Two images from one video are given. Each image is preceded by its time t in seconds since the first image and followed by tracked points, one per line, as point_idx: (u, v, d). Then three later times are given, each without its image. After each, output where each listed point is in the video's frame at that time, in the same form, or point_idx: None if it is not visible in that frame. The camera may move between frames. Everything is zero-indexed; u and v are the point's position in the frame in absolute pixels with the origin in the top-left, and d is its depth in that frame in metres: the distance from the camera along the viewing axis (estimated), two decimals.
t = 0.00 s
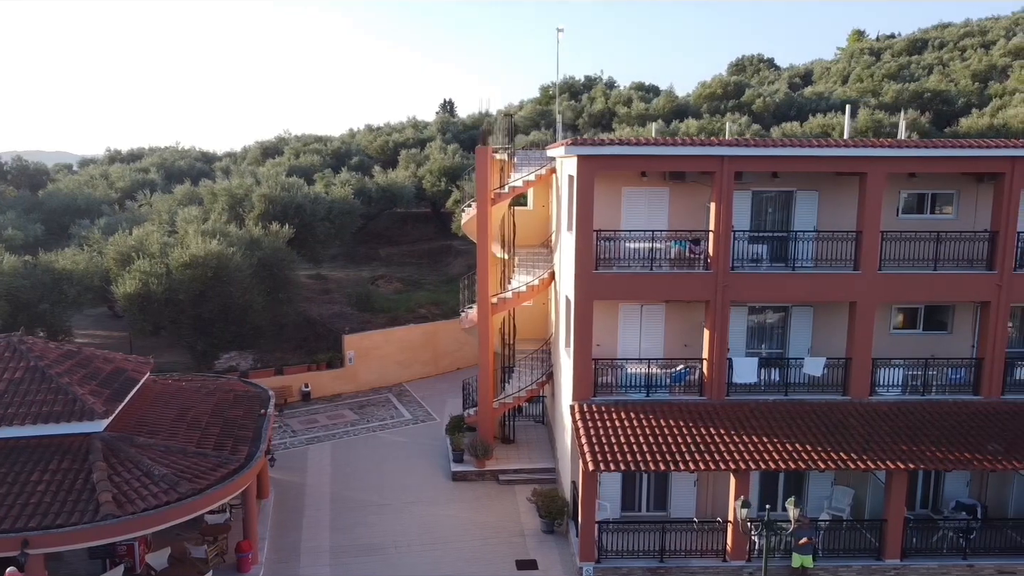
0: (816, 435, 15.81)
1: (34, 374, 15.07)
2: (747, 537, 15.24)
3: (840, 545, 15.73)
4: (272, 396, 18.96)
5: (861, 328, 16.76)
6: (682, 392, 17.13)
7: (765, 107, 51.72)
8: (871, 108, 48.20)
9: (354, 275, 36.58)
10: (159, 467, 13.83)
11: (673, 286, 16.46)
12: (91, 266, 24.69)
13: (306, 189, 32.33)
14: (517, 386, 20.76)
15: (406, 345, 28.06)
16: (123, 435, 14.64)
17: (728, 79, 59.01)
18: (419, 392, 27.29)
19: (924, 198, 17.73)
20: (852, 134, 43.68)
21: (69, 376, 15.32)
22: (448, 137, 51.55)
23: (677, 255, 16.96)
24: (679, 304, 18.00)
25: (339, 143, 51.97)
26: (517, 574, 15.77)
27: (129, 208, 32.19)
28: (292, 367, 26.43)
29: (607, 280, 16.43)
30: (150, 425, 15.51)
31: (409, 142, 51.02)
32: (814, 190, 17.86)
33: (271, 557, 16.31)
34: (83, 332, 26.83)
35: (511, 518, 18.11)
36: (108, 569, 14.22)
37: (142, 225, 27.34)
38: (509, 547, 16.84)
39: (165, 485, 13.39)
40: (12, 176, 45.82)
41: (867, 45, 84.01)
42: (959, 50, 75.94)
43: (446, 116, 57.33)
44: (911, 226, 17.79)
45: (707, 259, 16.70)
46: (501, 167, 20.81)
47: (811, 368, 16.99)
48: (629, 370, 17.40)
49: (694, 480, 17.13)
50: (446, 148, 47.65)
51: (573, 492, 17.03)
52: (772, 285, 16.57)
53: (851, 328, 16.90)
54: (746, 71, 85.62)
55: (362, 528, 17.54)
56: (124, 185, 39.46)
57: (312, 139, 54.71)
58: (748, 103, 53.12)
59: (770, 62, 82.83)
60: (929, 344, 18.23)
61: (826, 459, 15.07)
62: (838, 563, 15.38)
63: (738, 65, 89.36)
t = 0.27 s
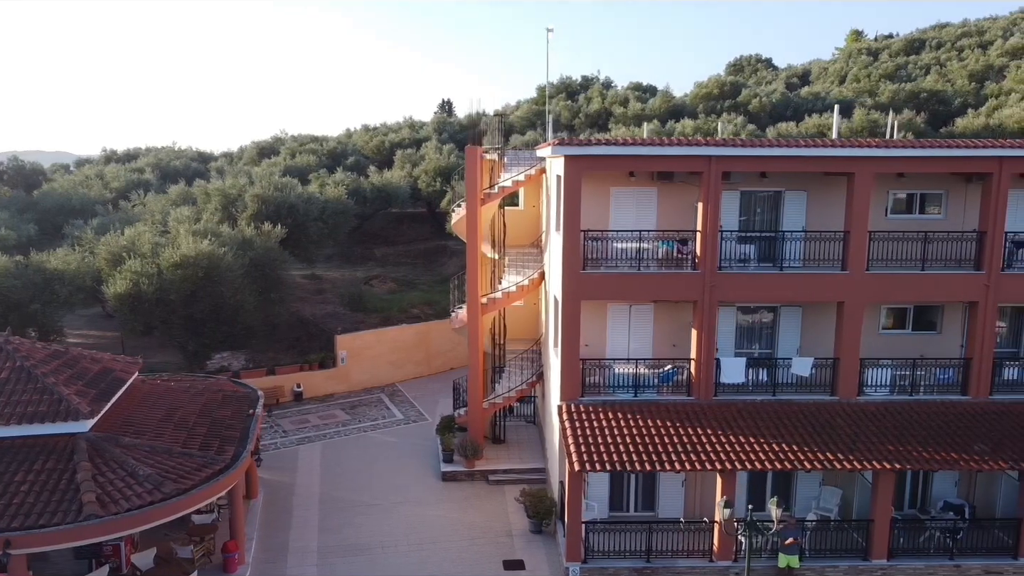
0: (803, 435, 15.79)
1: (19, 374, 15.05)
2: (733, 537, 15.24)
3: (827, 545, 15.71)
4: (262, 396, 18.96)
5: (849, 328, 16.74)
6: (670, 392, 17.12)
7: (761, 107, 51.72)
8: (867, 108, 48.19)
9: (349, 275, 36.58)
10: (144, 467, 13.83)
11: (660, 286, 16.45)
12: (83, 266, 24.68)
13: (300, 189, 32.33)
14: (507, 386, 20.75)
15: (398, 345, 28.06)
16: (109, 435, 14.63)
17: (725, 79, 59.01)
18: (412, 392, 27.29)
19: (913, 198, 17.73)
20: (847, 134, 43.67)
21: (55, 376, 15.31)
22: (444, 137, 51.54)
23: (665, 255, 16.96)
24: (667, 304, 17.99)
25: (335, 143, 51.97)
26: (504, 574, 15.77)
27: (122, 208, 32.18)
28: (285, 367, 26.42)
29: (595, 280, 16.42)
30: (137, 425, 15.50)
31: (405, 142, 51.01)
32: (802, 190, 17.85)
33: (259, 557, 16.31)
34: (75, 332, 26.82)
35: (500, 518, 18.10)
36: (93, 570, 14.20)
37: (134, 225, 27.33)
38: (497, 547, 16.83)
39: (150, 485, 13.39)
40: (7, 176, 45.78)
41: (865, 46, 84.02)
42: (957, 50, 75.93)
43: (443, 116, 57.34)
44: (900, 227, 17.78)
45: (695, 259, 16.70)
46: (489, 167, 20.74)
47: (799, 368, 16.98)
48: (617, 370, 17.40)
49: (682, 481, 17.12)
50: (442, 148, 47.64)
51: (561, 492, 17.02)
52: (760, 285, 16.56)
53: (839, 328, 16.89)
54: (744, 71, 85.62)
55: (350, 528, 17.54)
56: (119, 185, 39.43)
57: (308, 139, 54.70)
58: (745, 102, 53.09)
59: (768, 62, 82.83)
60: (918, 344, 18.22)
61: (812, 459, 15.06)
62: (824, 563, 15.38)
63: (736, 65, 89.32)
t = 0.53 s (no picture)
0: (790, 435, 15.79)
1: (5, 374, 15.04)
2: (720, 538, 15.24)
3: (814, 546, 15.70)
4: (251, 397, 18.96)
5: (837, 328, 16.73)
6: (658, 392, 17.11)
7: (757, 107, 51.71)
8: (863, 108, 48.19)
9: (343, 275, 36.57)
10: (129, 467, 13.82)
11: (648, 286, 16.44)
12: (75, 266, 24.67)
13: (293, 189, 32.33)
14: (497, 386, 20.74)
15: (391, 345, 28.05)
16: (94, 435, 14.61)
17: (722, 79, 58.99)
18: (404, 392, 27.28)
19: (901, 198, 17.72)
20: (843, 134, 43.64)
21: (41, 376, 15.30)
22: (440, 137, 51.53)
23: (652, 255, 16.95)
24: (655, 304, 17.98)
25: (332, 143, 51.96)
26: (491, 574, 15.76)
27: (116, 208, 32.18)
28: (277, 367, 26.42)
29: (582, 280, 16.41)
30: (123, 425, 15.49)
31: (401, 142, 51.00)
32: (790, 190, 17.84)
33: (246, 556, 16.30)
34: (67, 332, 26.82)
35: (488, 518, 18.10)
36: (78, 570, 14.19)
37: (126, 225, 27.33)
38: (484, 547, 16.82)
39: (134, 485, 13.38)
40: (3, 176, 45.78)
41: (863, 46, 84.02)
42: (954, 50, 75.92)
43: (439, 116, 57.34)
44: (888, 227, 17.78)
45: (682, 259, 16.69)
46: (478, 168, 20.64)
47: (787, 368, 16.97)
48: (604, 370, 17.39)
49: (670, 481, 17.11)
50: (438, 148, 47.63)
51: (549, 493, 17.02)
52: (747, 285, 16.55)
53: (827, 328, 16.88)
54: (742, 71, 85.63)
55: (338, 529, 17.53)
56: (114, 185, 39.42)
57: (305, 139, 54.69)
58: (741, 102, 53.08)
59: (766, 62, 82.83)
60: (906, 344, 18.22)
61: (798, 460, 15.06)
62: (811, 563, 15.37)
63: (734, 65, 89.33)
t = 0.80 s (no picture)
0: (777, 435, 15.78)
1: None
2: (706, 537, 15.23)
3: (801, 546, 15.69)
4: (240, 397, 18.95)
5: (825, 328, 16.72)
6: (646, 392, 17.10)
7: (753, 107, 51.71)
8: (859, 109, 48.19)
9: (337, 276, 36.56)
10: (113, 467, 13.80)
11: (635, 286, 16.44)
12: (66, 266, 24.66)
13: (287, 189, 32.33)
14: (487, 386, 20.73)
15: (384, 345, 28.04)
16: (80, 435, 14.60)
17: (718, 79, 58.98)
18: (397, 392, 27.27)
19: (890, 199, 17.72)
20: (839, 134, 43.63)
21: (27, 376, 15.30)
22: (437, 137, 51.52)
23: (640, 256, 16.94)
24: (644, 304, 17.96)
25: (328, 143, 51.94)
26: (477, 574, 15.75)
27: (109, 208, 32.19)
28: (269, 367, 26.42)
29: (569, 280, 16.40)
30: (109, 425, 15.49)
31: (397, 142, 50.99)
32: (778, 190, 17.83)
33: (233, 556, 16.29)
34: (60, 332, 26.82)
35: (476, 518, 18.09)
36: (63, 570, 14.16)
37: (119, 225, 27.33)
38: (472, 547, 16.82)
39: (118, 485, 13.36)
40: None
41: (861, 46, 84.02)
42: (952, 50, 75.92)
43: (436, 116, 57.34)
44: (877, 227, 17.78)
45: (670, 259, 16.69)
46: (466, 168, 20.55)
47: (774, 368, 16.95)
48: (592, 370, 17.39)
49: (658, 481, 17.10)
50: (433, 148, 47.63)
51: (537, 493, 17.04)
52: (735, 285, 16.53)
53: (815, 328, 16.86)
54: (740, 71, 85.65)
55: (326, 529, 17.53)
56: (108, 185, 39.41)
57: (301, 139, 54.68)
58: (737, 102, 53.08)
59: (764, 62, 82.81)
60: (895, 344, 18.21)
61: (784, 459, 15.06)
62: (797, 563, 15.36)
63: (732, 65, 89.38)
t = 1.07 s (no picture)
0: (763, 435, 15.76)
1: None
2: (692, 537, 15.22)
3: (788, 546, 15.67)
4: (229, 397, 18.94)
5: (812, 328, 16.72)
6: (633, 392, 17.10)
7: (750, 107, 51.65)
8: (854, 109, 48.16)
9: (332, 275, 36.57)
10: (98, 467, 13.80)
11: (622, 286, 16.44)
12: (57, 266, 24.66)
13: (280, 189, 32.33)
14: (477, 386, 20.72)
15: (376, 344, 28.03)
16: (65, 435, 14.59)
17: (715, 79, 58.94)
18: (389, 392, 27.27)
19: (879, 199, 17.72)
20: (834, 133, 43.59)
21: (13, 376, 15.31)
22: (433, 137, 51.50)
23: (627, 256, 16.94)
24: (632, 304, 17.96)
25: (324, 143, 51.93)
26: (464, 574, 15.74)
27: (103, 208, 32.19)
28: (261, 367, 26.42)
29: (556, 280, 16.40)
30: (96, 425, 15.48)
31: (393, 142, 50.98)
32: (767, 190, 17.82)
33: (220, 556, 16.28)
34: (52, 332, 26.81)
35: (465, 518, 18.08)
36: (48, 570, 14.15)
37: (111, 225, 27.32)
38: (459, 547, 16.81)
39: (102, 485, 13.36)
40: None
41: (858, 46, 84.01)
42: (949, 50, 75.91)
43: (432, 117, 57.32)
44: (865, 227, 17.77)
45: (657, 259, 16.69)
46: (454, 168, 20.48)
47: (762, 368, 16.95)
48: (580, 369, 17.39)
49: (646, 481, 17.09)
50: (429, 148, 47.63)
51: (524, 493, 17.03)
52: (722, 285, 16.53)
53: (802, 328, 16.86)
54: (738, 71, 85.62)
55: (314, 529, 17.52)
56: (103, 185, 39.38)
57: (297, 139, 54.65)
58: (733, 103, 53.05)
59: (762, 62, 82.77)
60: (884, 344, 18.21)
61: (770, 459, 15.05)
62: (783, 563, 15.35)
63: (731, 65, 89.37)
